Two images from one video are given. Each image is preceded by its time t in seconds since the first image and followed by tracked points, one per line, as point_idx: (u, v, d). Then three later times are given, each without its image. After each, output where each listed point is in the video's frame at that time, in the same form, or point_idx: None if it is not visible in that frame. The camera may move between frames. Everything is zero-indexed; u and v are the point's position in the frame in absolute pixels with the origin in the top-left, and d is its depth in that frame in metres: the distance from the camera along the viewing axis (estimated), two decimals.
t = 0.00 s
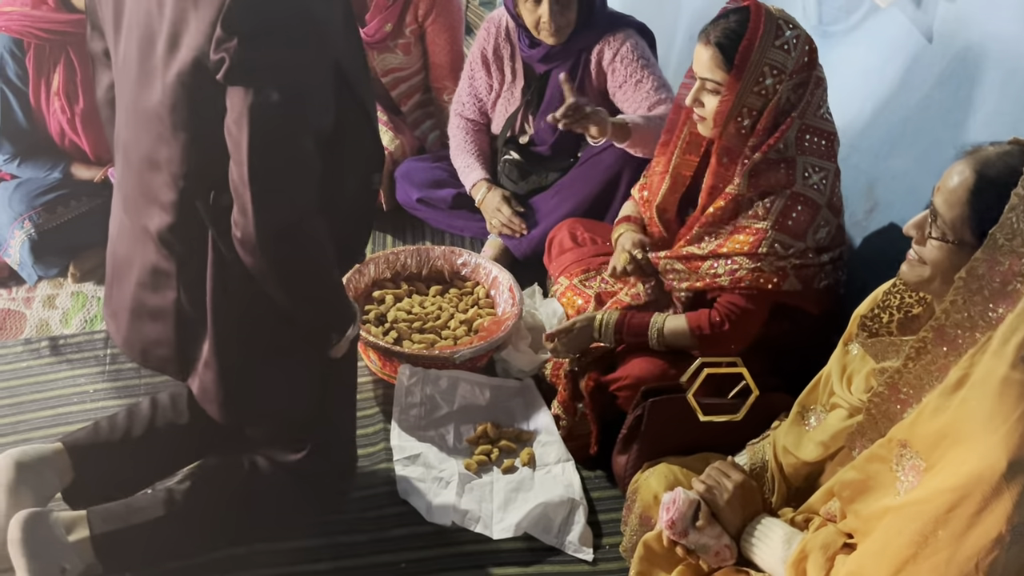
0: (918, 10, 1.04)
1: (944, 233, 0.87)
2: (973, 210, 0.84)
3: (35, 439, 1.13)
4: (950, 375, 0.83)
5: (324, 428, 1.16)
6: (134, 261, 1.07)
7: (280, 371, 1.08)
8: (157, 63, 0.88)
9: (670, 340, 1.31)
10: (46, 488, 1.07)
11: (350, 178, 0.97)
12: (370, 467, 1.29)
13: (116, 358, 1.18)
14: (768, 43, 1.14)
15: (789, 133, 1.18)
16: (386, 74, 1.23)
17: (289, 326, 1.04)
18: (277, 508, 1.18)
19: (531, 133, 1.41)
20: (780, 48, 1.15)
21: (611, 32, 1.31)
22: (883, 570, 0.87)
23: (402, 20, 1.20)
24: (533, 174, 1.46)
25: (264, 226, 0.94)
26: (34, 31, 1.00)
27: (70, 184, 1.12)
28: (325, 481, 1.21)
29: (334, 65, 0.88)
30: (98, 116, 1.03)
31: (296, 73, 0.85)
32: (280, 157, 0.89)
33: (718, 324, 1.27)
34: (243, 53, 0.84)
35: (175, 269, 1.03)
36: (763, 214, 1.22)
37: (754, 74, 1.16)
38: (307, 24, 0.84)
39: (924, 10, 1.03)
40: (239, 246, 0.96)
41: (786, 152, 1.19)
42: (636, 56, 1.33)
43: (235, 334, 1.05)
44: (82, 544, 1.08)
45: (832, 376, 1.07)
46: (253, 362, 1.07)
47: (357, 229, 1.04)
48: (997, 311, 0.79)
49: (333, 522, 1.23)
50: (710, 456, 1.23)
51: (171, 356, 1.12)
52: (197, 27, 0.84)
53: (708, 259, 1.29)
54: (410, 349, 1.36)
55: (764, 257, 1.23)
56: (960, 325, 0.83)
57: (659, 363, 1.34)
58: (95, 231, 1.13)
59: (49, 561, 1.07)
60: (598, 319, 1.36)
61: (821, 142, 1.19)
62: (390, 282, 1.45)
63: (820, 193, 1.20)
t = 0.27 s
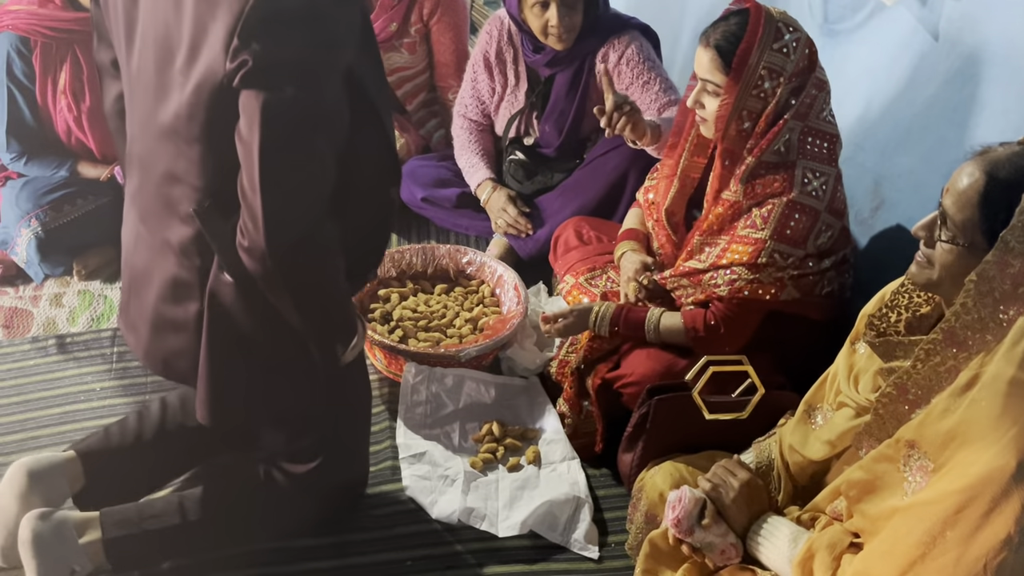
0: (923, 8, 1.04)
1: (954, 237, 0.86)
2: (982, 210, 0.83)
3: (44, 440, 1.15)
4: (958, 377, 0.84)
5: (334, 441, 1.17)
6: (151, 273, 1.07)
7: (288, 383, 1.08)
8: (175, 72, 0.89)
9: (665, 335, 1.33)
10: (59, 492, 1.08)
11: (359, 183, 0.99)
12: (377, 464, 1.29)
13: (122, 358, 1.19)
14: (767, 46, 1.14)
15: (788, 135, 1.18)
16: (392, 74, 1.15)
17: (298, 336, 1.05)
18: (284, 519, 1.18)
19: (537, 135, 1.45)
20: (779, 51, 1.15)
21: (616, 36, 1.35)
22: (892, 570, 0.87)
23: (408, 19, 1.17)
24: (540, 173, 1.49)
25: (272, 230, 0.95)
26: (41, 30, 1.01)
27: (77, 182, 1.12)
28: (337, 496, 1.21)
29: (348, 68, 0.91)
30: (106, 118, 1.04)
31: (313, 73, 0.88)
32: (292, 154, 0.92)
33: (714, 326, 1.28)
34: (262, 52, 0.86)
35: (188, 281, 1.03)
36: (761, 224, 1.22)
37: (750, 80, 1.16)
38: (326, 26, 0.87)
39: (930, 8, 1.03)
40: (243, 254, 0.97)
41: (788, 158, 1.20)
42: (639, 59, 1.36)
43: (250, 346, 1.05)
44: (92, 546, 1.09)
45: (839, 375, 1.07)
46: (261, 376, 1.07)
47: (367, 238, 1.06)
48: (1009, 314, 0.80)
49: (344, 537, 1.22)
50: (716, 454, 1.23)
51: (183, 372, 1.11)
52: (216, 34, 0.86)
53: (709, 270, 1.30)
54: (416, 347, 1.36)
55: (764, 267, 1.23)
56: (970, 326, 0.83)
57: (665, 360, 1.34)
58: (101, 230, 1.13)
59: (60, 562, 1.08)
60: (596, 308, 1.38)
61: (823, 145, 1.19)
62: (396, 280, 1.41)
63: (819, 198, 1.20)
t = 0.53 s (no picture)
0: (926, 7, 1.04)
1: (951, 237, 0.87)
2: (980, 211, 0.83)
3: (47, 437, 1.16)
4: (957, 379, 0.83)
5: (336, 444, 1.17)
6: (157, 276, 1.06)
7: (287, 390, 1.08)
8: (177, 80, 0.89)
9: (657, 340, 1.34)
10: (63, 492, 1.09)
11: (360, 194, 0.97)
12: (378, 465, 1.29)
13: (125, 358, 1.19)
14: (750, 50, 1.15)
15: (782, 144, 1.20)
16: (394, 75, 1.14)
17: (296, 345, 1.04)
18: (284, 521, 1.18)
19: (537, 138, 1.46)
20: (761, 56, 1.15)
21: (616, 39, 1.32)
22: (892, 571, 0.86)
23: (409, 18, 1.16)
24: (541, 173, 1.50)
25: (266, 239, 0.94)
26: (43, 31, 1.01)
27: (79, 182, 1.12)
28: (337, 498, 1.20)
29: (349, 77, 0.88)
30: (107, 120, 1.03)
31: (309, 83, 0.86)
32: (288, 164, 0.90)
33: (702, 334, 1.30)
34: (257, 61, 0.84)
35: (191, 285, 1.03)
36: (751, 235, 1.24)
37: (733, 83, 1.19)
38: (323, 34, 0.85)
39: (933, 8, 1.03)
40: (232, 266, 0.97)
41: (780, 167, 1.22)
42: (641, 62, 1.33)
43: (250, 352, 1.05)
44: (93, 546, 1.09)
45: (840, 376, 1.06)
46: (259, 382, 1.07)
47: (370, 249, 1.04)
48: (1006, 315, 0.80)
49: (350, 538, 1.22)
50: (717, 454, 1.22)
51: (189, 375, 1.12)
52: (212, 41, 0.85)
53: (702, 278, 1.31)
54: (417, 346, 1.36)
55: (754, 277, 1.25)
56: (968, 328, 0.83)
57: (663, 361, 1.35)
58: (103, 230, 1.13)
59: (62, 563, 1.08)
60: (590, 308, 1.40)
61: (817, 151, 1.20)
62: (398, 280, 1.41)
63: (812, 209, 1.22)
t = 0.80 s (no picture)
0: (928, 6, 1.04)
1: (940, 231, 0.87)
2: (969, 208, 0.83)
3: (47, 438, 1.15)
4: (948, 378, 0.82)
5: (339, 443, 1.16)
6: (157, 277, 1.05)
7: (282, 388, 1.07)
8: (174, 82, 0.88)
9: (657, 339, 1.35)
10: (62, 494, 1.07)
11: (351, 187, 0.97)
12: (379, 464, 1.26)
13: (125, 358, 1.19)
14: (748, 48, 1.17)
15: (778, 145, 1.21)
16: (395, 74, 1.17)
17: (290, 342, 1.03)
18: (289, 523, 1.18)
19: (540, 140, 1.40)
20: (759, 55, 1.16)
21: (620, 38, 1.25)
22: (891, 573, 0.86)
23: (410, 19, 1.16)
24: (542, 174, 1.46)
25: (258, 235, 0.93)
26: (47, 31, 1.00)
27: (81, 182, 1.12)
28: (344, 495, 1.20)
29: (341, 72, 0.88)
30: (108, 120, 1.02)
31: (302, 78, 0.85)
32: (280, 160, 0.89)
33: (699, 335, 1.31)
34: (250, 58, 0.83)
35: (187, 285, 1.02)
36: (745, 235, 1.25)
37: (730, 81, 1.21)
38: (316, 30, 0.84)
39: (935, 6, 1.03)
40: (227, 267, 0.96)
41: (776, 169, 1.23)
42: (644, 61, 1.28)
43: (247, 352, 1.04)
44: (93, 546, 1.09)
45: (841, 376, 1.06)
46: (257, 382, 1.06)
47: (361, 243, 1.04)
48: (990, 313, 0.78)
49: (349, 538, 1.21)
50: (718, 454, 1.22)
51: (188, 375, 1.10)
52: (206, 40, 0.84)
53: (699, 279, 1.32)
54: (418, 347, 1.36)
55: (750, 277, 1.26)
56: (952, 326, 0.82)
57: (660, 360, 1.36)
58: (106, 230, 1.14)
59: (62, 562, 1.08)
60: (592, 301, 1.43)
61: (815, 153, 1.21)
62: (400, 281, 1.41)
63: (808, 211, 1.22)
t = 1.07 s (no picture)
0: (931, 3, 1.04)
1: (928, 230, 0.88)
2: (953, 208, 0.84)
3: (48, 438, 1.14)
4: (941, 380, 0.83)
5: (343, 440, 1.15)
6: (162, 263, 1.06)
7: (286, 373, 1.07)
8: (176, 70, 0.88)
9: (659, 336, 1.34)
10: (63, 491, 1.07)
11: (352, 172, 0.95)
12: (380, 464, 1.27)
13: (127, 358, 1.19)
14: (754, 45, 1.15)
15: (783, 142, 1.19)
16: (396, 74, 1.16)
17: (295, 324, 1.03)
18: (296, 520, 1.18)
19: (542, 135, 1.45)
20: (764, 52, 1.15)
21: (621, 36, 1.33)
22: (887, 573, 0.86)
23: (411, 20, 1.16)
24: (544, 172, 1.50)
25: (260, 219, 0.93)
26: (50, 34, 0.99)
27: (83, 182, 1.12)
28: (345, 491, 1.21)
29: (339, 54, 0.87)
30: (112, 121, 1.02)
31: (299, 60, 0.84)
32: (281, 144, 0.88)
33: (700, 334, 1.29)
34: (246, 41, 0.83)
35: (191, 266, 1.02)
36: (749, 232, 1.24)
37: (736, 78, 1.19)
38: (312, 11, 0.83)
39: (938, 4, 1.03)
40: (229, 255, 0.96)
41: (780, 165, 1.21)
42: (645, 59, 1.34)
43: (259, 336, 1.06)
44: (95, 544, 1.08)
45: (840, 375, 1.05)
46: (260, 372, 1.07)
47: (363, 233, 1.03)
48: (978, 312, 0.79)
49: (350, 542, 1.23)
50: (720, 454, 1.22)
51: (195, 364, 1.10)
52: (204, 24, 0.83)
53: (701, 276, 1.31)
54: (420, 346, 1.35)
55: (752, 274, 1.24)
56: (939, 325, 0.83)
57: (662, 358, 1.35)
58: (109, 230, 1.14)
59: (62, 561, 1.07)
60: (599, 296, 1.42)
61: (820, 150, 1.19)
62: (401, 279, 1.40)
63: (811, 208, 1.21)
